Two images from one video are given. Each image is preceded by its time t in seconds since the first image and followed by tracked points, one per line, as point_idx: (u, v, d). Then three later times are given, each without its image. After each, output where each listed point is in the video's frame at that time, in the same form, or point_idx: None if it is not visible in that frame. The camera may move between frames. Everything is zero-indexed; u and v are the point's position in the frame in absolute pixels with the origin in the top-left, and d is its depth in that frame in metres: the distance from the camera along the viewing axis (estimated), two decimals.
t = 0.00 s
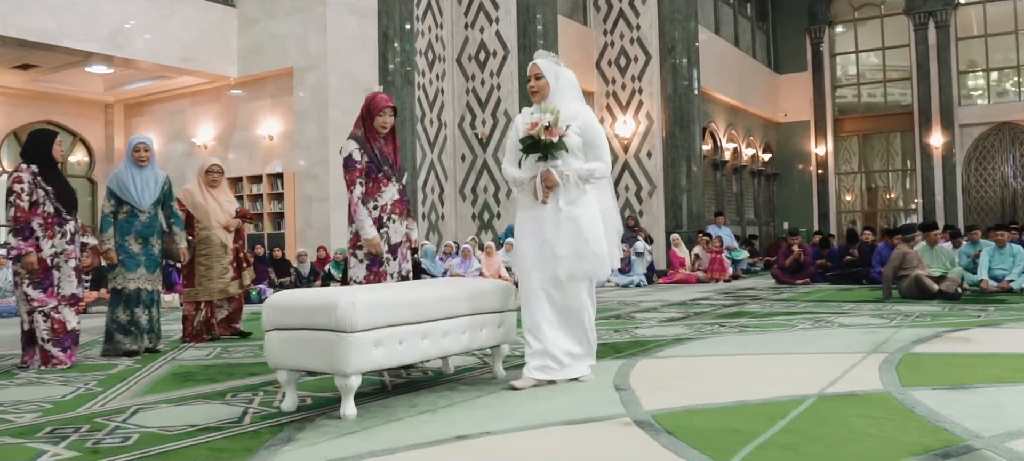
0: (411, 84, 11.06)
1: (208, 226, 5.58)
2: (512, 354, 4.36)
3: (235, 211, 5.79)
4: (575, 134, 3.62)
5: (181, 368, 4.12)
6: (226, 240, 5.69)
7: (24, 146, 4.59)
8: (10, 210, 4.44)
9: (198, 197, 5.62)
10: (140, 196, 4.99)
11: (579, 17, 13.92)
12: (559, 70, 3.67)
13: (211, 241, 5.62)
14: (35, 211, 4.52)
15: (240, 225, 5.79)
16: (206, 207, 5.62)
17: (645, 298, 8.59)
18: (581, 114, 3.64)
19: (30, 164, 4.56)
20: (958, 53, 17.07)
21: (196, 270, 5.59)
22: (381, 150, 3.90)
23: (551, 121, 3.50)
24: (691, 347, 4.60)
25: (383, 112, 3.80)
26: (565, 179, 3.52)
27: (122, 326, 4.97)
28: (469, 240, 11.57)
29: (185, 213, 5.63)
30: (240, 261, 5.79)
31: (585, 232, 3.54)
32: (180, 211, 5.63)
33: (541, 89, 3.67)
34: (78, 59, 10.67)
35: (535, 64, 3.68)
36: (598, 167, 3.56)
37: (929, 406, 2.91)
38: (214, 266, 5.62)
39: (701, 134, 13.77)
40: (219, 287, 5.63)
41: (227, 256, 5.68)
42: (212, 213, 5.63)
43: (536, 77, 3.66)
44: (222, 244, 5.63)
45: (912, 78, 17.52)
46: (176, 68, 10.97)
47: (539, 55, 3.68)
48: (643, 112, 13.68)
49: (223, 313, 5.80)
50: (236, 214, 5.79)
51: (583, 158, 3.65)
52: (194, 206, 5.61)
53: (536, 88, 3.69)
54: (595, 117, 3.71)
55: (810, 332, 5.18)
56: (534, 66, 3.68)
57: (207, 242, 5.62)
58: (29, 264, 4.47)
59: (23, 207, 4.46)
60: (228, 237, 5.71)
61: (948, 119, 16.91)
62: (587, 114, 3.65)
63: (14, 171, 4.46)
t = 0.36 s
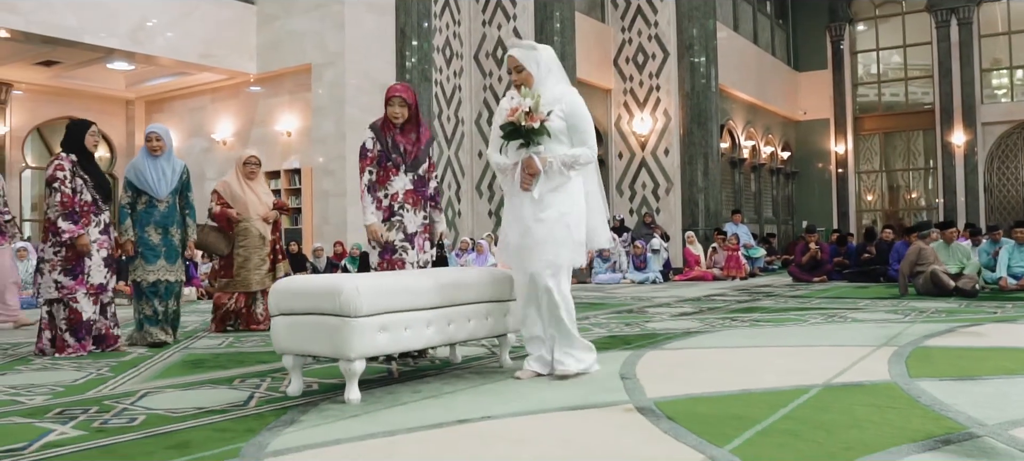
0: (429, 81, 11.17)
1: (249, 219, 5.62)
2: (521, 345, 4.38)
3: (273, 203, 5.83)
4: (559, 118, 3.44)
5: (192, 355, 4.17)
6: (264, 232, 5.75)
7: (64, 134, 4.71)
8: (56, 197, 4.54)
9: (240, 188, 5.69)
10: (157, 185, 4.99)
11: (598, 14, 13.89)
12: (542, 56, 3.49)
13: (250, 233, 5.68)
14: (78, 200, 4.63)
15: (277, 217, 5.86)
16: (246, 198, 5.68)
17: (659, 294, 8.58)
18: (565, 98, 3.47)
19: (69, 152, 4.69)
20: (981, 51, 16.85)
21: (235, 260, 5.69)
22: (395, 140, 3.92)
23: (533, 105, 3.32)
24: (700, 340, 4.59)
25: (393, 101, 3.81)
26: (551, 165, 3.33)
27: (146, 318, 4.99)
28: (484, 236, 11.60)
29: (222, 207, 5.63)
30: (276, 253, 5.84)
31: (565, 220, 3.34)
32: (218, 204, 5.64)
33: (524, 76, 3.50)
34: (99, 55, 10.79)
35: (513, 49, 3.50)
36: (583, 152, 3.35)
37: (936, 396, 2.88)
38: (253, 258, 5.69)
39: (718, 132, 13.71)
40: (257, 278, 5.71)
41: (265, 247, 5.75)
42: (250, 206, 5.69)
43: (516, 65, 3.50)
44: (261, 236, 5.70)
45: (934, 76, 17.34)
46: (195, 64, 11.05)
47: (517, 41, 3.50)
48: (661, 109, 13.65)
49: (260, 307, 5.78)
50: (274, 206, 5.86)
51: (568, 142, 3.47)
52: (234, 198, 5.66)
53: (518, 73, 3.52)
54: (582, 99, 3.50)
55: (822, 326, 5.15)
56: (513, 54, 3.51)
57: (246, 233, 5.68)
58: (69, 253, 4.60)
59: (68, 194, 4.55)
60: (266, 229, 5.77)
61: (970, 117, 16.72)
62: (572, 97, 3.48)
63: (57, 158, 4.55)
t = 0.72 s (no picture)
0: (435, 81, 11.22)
1: (274, 215, 5.38)
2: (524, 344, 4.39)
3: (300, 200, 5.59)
4: (549, 119, 3.40)
5: (196, 352, 4.19)
6: (292, 229, 5.50)
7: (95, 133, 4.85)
8: (95, 189, 4.67)
9: (266, 184, 5.47)
10: (165, 183, 4.92)
11: (605, 13, 13.86)
12: (519, 57, 3.35)
13: (277, 230, 5.42)
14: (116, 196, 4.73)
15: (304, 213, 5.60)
16: (272, 195, 5.45)
17: (666, 294, 8.58)
18: (552, 96, 3.42)
19: (97, 151, 4.80)
20: (991, 50, 16.75)
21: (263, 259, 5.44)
22: (393, 137, 3.95)
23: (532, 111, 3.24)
24: (704, 339, 4.59)
25: (390, 98, 3.85)
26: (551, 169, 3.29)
27: (155, 317, 4.92)
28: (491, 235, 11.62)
29: (248, 204, 5.42)
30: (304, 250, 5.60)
31: (559, 225, 3.33)
32: (245, 201, 5.42)
33: (505, 81, 3.36)
34: (108, 55, 10.85)
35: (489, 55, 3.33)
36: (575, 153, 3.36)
37: (938, 395, 2.87)
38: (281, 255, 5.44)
39: (725, 131, 13.70)
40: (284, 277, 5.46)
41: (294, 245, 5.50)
42: (276, 202, 5.46)
43: (497, 71, 3.34)
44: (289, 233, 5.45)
45: (943, 76, 17.25)
46: (203, 64, 11.09)
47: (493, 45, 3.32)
48: (668, 109, 13.61)
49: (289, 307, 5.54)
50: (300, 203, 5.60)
51: (557, 142, 3.45)
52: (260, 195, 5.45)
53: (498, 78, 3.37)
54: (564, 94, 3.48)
55: (827, 326, 5.14)
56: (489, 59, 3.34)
57: (272, 231, 5.42)
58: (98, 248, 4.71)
59: (109, 184, 4.68)
60: (293, 226, 5.52)
61: (979, 117, 16.63)
62: (558, 95, 3.43)
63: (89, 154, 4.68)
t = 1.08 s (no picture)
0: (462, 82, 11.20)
1: (317, 217, 5.31)
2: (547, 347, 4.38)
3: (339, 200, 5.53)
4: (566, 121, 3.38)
5: (221, 352, 4.24)
6: (332, 229, 5.44)
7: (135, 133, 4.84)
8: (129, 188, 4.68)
9: (307, 185, 5.40)
10: (205, 182, 4.78)
11: (630, 14, 13.82)
12: (535, 61, 3.25)
13: (318, 231, 5.37)
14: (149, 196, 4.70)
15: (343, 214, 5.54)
16: (312, 196, 5.37)
17: (692, 295, 8.54)
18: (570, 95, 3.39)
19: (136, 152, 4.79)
20: None
21: (304, 261, 5.37)
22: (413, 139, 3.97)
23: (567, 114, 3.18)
24: (728, 341, 4.56)
25: (410, 100, 3.87)
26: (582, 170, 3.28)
27: (188, 320, 4.81)
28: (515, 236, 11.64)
29: (289, 205, 5.35)
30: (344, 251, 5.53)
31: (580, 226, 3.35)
32: (285, 203, 5.36)
33: (524, 86, 3.28)
34: (137, 57, 10.99)
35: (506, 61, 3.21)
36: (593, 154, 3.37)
37: (966, 400, 2.82)
38: (322, 256, 5.37)
39: (752, 132, 13.61)
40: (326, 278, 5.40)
41: (334, 246, 5.44)
42: (317, 204, 5.39)
43: (517, 78, 3.24)
44: (330, 234, 5.39)
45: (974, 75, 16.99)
46: (231, 65, 11.20)
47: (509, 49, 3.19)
48: (694, 110, 13.54)
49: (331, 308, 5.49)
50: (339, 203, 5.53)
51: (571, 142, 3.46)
52: (299, 197, 5.36)
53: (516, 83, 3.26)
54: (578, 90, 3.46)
55: (855, 329, 5.08)
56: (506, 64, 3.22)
57: (313, 232, 5.36)
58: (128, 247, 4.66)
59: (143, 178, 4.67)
60: (334, 227, 5.46)
61: (1012, 117, 16.31)
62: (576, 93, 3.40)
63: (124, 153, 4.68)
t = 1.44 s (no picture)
0: (487, 81, 11.04)
1: (355, 218, 5.30)
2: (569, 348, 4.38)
3: (375, 198, 5.45)
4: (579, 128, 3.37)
5: (246, 351, 4.28)
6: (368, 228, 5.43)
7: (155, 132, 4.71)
8: (154, 194, 4.59)
9: (344, 183, 5.32)
10: (249, 182, 4.66)
11: (657, 14, 13.74)
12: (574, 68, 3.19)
13: (354, 231, 5.38)
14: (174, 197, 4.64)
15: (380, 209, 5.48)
16: (349, 195, 5.32)
17: (717, 297, 8.49)
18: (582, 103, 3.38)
19: (159, 151, 4.69)
20: None
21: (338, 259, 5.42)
22: (438, 140, 3.97)
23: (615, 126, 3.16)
24: (752, 343, 4.53)
25: (440, 100, 3.85)
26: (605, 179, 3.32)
27: (227, 316, 4.70)
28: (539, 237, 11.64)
29: (327, 203, 5.33)
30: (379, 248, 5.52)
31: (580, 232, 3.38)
32: (323, 200, 5.33)
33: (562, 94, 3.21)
34: (167, 59, 11.14)
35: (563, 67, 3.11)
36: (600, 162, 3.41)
37: (993, 404, 2.78)
38: (357, 256, 5.41)
39: (780, 133, 13.50)
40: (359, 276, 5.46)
41: (370, 245, 5.45)
42: (354, 202, 5.33)
43: (564, 83, 3.17)
44: (365, 234, 5.39)
45: (1008, 74, 16.69)
46: (259, 66, 11.31)
47: (564, 54, 3.10)
48: (721, 110, 13.48)
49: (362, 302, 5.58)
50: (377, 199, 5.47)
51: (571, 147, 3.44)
52: (337, 195, 5.31)
53: (557, 87, 3.18)
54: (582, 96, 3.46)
55: (882, 331, 5.02)
56: (558, 70, 3.12)
57: (349, 232, 5.38)
58: (160, 250, 4.59)
59: (166, 190, 4.62)
60: (370, 225, 5.43)
61: None
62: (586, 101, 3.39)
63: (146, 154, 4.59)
